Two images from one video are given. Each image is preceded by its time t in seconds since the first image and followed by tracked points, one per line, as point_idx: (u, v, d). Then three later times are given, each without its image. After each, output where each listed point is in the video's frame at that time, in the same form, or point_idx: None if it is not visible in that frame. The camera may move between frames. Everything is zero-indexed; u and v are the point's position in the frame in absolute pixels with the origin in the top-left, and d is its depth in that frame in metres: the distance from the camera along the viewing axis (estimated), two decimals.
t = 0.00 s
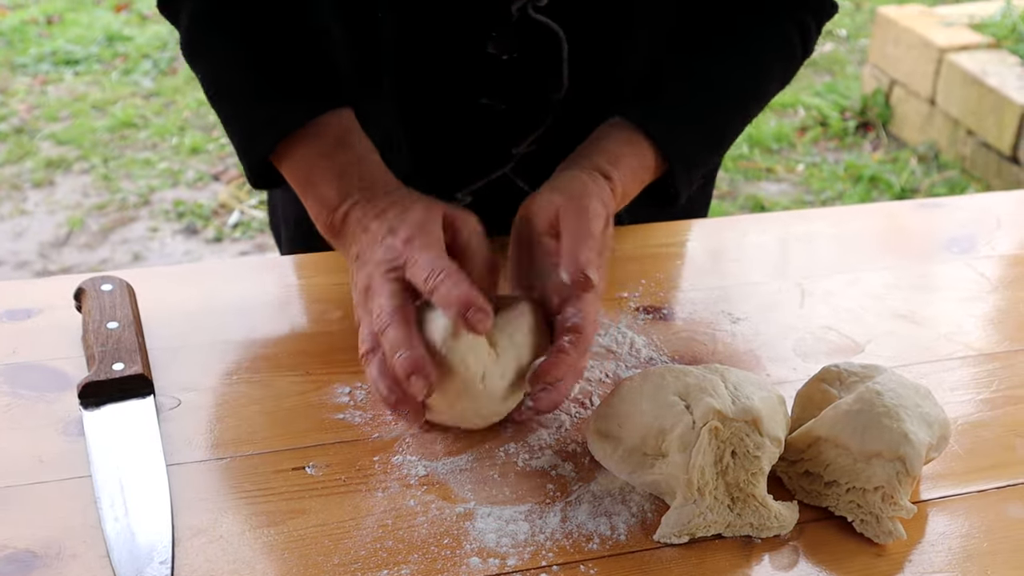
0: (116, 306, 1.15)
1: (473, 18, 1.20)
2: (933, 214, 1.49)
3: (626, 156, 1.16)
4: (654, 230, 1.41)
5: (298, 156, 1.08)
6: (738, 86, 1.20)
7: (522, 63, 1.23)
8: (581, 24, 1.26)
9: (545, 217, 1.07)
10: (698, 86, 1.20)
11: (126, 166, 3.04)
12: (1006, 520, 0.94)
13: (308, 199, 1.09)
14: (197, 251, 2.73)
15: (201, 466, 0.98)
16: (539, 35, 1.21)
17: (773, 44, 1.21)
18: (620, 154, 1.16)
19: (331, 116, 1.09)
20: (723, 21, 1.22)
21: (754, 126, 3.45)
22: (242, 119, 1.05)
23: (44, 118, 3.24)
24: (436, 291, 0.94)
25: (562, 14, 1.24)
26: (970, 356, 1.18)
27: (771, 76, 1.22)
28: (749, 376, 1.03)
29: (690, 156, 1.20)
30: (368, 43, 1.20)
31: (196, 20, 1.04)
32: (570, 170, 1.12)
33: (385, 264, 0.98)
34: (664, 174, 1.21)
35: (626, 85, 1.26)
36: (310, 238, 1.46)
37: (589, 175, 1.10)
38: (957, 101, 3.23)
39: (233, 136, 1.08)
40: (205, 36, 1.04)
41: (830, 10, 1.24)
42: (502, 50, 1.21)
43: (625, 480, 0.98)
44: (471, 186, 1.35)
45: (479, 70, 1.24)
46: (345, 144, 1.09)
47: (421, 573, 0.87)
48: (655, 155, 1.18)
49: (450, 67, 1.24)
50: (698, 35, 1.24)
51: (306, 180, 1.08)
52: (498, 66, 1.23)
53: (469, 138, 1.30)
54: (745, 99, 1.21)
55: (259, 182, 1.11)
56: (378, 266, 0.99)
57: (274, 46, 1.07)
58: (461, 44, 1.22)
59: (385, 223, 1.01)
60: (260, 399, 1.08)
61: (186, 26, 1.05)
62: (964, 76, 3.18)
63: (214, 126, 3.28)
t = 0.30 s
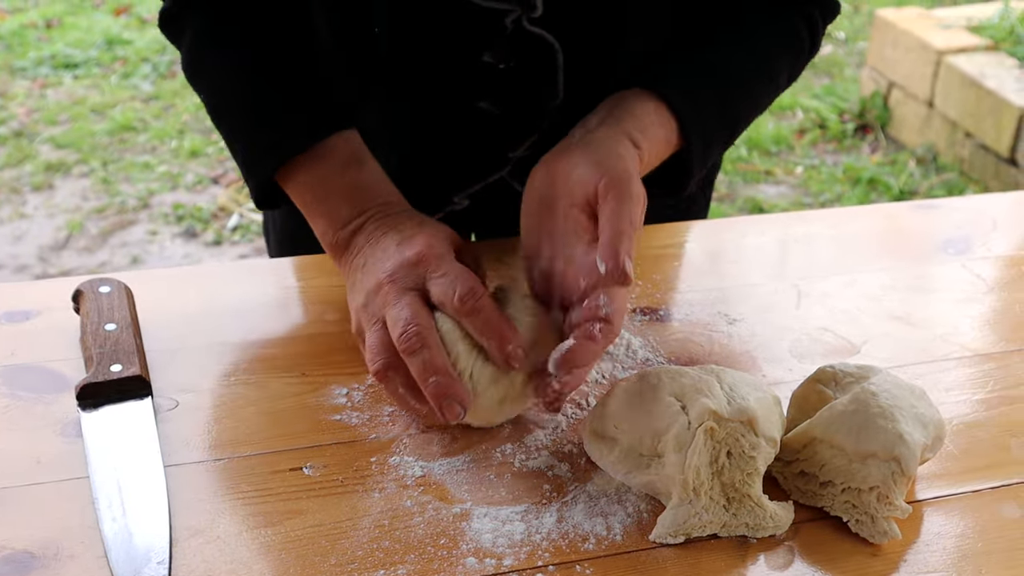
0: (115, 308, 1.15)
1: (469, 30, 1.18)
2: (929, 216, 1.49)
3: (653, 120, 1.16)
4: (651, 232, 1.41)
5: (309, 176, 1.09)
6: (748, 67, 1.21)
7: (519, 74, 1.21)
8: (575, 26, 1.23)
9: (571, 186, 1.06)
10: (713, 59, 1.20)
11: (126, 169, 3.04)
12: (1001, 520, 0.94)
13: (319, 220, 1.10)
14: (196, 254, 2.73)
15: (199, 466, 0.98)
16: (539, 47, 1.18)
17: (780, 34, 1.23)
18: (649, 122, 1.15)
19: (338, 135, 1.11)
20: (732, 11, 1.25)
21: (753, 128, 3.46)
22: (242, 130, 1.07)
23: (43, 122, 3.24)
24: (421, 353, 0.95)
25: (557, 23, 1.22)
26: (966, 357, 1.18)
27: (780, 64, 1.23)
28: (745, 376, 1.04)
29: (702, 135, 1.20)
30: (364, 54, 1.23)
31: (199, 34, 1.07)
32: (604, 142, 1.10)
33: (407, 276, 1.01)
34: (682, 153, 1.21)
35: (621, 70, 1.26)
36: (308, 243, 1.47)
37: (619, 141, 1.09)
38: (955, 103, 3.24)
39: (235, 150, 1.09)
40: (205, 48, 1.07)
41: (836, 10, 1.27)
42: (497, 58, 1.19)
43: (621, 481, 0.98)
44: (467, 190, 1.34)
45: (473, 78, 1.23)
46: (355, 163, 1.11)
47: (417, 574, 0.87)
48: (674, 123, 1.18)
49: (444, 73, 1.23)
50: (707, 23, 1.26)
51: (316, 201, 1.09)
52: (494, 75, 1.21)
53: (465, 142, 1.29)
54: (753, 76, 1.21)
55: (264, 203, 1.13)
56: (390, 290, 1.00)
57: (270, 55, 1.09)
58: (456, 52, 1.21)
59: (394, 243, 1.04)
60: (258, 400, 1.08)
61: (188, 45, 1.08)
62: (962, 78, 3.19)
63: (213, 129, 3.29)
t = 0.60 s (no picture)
0: (114, 309, 1.16)
1: (454, 37, 1.21)
2: (928, 217, 1.49)
3: (612, 167, 1.13)
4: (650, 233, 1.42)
5: (335, 182, 1.07)
6: (725, 97, 1.17)
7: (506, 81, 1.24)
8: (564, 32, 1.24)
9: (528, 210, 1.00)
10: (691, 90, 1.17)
11: (126, 172, 3.05)
12: (998, 520, 0.94)
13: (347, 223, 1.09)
14: (197, 256, 2.73)
15: (198, 467, 0.99)
16: (520, 56, 1.22)
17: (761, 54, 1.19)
18: (604, 161, 1.13)
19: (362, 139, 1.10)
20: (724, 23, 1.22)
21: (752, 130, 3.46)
22: (263, 143, 1.07)
23: (44, 125, 3.25)
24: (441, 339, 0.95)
25: (542, 32, 1.23)
26: (964, 358, 1.18)
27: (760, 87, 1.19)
28: (742, 377, 1.04)
29: (674, 171, 1.16)
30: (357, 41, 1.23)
31: (210, 52, 1.07)
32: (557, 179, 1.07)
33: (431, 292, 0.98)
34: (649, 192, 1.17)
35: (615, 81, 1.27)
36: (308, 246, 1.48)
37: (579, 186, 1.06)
38: (955, 106, 3.24)
39: (260, 161, 1.09)
40: (221, 60, 1.07)
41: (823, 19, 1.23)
42: (483, 66, 1.22)
43: (620, 482, 0.98)
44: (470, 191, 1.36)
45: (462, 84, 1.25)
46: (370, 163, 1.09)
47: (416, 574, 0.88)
48: (641, 166, 1.14)
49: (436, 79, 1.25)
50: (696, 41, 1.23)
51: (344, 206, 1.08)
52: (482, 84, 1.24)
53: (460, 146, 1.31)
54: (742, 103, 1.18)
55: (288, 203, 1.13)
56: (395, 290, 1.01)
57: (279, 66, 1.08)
58: (444, 59, 1.23)
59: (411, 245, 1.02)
60: (257, 401, 1.08)
61: (202, 62, 1.08)
62: (962, 80, 3.19)
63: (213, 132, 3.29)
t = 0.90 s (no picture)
0: (115, 311, 1.16)
1: (447, 52, 1.19)
2: (927, 220, 1.50)
3: (616, 173, 1.14)
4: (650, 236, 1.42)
5: (234, 215, 1.07)
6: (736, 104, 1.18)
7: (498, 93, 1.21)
8: (559, 43, 1.22)
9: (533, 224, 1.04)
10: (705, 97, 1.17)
11: (127, 175, 3.05)
12: (997, 520, 0.95)
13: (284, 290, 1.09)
14: (198, 259, 2.74)
15: (199, 468, 0.99)
16: (513, 72, 1.19)
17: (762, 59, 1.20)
18: (612, 168, 1.15)
19: (278, 178, 1.09)
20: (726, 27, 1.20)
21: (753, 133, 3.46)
22: (184, 159, 1.03)
23: (45, 128, 3.25)
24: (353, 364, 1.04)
25: (534, 47, 1.21)
26: (963, 360, 1.19)
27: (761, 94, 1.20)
28: (742, 379, 1.04)
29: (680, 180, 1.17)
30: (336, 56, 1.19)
31: (147, 52, 1.02)
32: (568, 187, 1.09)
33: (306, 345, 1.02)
34: (655, 207, 1.19)
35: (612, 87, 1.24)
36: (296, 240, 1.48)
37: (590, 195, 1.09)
38: (955, 108, 3.25)
39: (172, 179, 1.05)
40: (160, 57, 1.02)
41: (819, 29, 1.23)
42: (475, 81, 1.20)
43: (620, 483, 0.98)
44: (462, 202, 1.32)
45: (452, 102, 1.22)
46: (291, 203, 1.09)
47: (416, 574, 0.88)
48: (654, 179, 1.16)
49: (424, 93, 1.23)
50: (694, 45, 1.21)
51: (245, 241, 1.08)
52: (473, 99, 1.21)
53: (453, 156, 1.28)
54: (741, 110, 1.19)
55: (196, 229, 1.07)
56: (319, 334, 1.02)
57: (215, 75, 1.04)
58: (434, 73, 1.21)
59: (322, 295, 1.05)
60: (257, 402, 1.08)
61: (136, 63, 1.03)
62: (962, 83, 3.20)
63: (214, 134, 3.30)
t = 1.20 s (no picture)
0: (115, 312, 1.16)
1: (442, 74, 1.28)
2: (926, 221, 1.50)
3: (616, 211, 1.12)
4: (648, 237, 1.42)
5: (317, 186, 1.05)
6: (724, 131, 1.11)
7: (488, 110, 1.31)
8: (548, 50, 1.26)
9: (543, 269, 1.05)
10: (687, 122, 1.12)
11: (127, 177, 3.05)
12: (994, 521, 0.95)
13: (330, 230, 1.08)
14: (198, 262, 2.74)
15: (198, 469, 0.99)
16: (503, 92, 1.29)
17: (755, 87, 1.12)
18: (612, 212, 1.11)
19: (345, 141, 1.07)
20: (722, 49, 1.14)
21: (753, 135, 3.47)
22: (214, 152, 1.02)
23: (45, 130, 3.26)
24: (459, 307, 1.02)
25: (526, 71, 1.28)
26: (961, 361, 1.19)
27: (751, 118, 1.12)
28: (738, 380, 1.05)
29: (678, 210, 1.13)
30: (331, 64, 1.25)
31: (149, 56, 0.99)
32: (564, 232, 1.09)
33: (418, 244, 1.01)
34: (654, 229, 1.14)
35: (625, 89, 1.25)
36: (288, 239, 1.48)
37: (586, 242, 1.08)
38: (955, 110, 3.25)
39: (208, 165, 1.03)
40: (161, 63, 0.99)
41: (821, 45, 1.14)
42: (467, 98, 1.30)
43: (618, 484, 0.99)
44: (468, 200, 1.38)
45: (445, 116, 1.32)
46: (357, 165, 1.06)
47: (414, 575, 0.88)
48: (645, 209, 1.13)
49: (421, 105, 1.32)
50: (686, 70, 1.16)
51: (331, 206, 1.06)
52: (468, 115, 1.32)
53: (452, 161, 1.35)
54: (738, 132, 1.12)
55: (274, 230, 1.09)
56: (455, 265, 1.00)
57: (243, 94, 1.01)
58: (429, 90, 1.30)
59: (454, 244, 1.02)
60: (257, 403, 1.09)
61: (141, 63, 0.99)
62: (962, 86, 3.20)
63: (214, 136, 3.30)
